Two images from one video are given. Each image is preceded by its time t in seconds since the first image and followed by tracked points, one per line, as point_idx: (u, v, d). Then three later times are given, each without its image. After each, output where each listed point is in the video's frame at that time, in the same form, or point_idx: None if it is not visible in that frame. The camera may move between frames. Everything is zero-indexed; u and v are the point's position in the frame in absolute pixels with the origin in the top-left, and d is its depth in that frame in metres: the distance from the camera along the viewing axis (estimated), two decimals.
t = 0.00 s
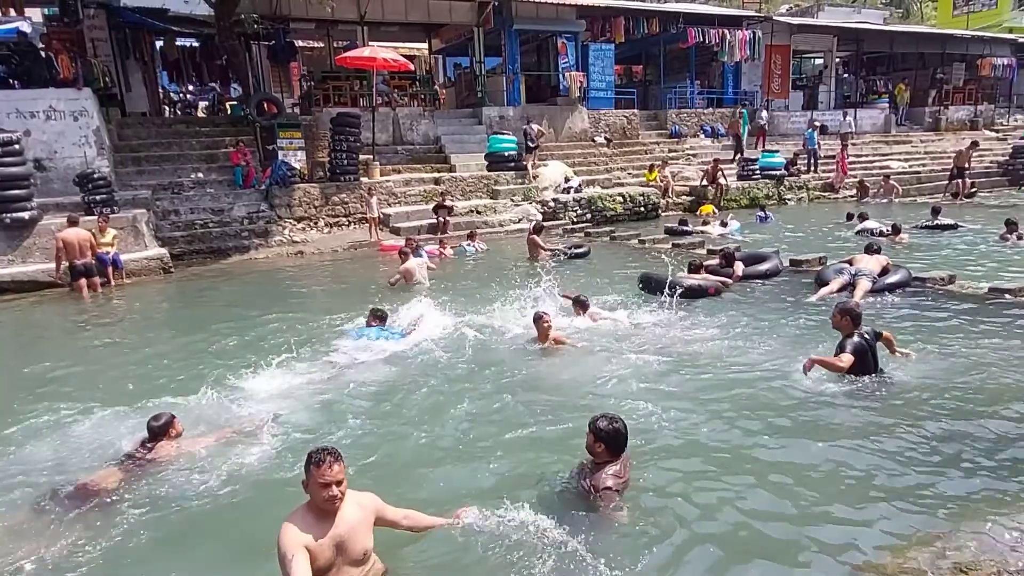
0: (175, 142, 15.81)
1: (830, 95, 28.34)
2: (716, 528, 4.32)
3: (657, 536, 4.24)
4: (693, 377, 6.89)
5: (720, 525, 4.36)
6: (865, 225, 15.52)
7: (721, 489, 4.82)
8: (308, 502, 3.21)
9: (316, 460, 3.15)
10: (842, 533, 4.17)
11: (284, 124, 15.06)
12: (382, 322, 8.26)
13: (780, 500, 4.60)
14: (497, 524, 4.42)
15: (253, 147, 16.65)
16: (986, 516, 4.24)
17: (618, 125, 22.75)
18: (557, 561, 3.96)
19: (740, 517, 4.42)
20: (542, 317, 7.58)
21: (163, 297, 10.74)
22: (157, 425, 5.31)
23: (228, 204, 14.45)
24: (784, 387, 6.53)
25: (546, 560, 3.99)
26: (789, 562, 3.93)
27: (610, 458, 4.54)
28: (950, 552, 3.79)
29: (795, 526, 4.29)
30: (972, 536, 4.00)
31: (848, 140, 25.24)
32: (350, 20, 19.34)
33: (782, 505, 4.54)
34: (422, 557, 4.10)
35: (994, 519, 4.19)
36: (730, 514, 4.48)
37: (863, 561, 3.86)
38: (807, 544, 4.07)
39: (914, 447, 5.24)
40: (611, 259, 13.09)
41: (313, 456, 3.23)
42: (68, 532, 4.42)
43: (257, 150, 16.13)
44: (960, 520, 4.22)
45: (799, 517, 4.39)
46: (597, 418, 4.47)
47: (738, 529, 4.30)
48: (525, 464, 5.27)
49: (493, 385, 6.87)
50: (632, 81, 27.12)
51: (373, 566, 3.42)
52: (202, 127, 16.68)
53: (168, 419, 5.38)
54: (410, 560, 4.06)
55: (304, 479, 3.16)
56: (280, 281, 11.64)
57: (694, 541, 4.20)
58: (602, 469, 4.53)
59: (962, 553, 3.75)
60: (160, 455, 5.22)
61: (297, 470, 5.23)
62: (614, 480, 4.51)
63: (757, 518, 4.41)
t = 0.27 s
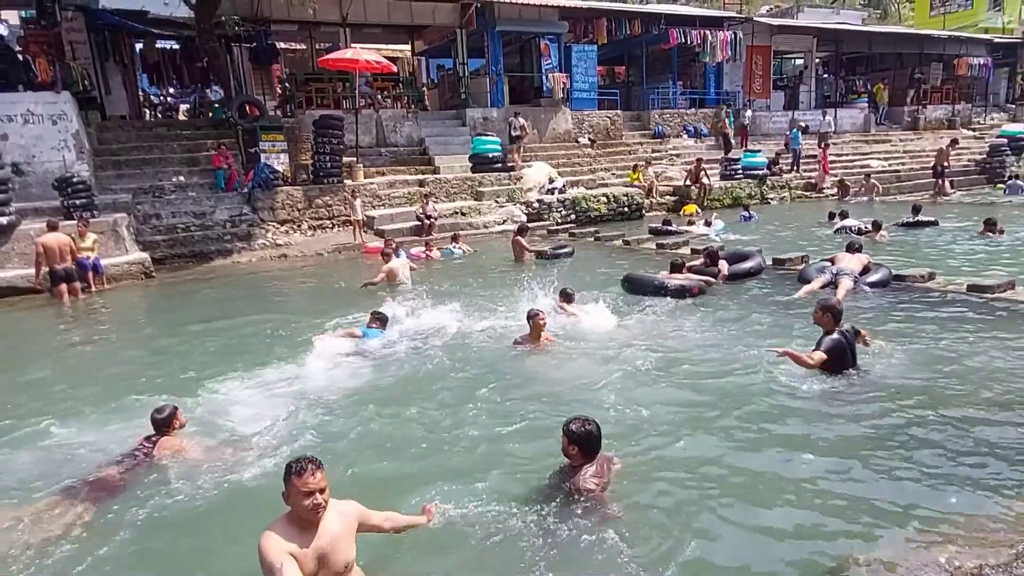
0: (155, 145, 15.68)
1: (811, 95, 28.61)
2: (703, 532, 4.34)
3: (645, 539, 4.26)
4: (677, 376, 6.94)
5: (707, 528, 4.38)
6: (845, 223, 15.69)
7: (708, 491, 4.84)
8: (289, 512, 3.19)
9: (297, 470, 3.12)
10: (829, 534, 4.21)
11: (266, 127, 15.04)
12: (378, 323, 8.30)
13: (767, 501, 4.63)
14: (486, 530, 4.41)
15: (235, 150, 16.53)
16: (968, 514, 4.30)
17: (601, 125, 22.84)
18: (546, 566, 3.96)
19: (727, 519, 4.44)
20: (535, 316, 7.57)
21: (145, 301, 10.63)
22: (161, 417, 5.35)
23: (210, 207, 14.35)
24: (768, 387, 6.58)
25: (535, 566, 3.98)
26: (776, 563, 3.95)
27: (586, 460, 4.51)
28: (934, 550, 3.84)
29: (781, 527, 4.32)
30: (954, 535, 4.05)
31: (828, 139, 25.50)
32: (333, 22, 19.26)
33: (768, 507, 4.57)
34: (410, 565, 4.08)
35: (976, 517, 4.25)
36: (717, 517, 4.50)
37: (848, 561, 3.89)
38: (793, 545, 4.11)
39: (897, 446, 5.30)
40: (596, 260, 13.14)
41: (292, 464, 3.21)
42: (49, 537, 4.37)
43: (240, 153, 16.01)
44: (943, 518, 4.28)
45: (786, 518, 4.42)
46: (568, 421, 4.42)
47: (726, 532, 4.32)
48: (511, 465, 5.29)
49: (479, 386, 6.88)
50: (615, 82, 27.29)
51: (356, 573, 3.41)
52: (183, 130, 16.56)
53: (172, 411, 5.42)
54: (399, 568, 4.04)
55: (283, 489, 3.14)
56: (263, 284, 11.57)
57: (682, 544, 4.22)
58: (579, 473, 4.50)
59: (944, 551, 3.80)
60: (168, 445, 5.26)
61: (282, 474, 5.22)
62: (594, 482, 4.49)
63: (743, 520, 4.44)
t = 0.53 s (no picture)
0: (131, 146, 15.47)
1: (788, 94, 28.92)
2: (686, 526, 4.37)
3: (628, 535, 4.27)
4: (659, 374, 6.98)
5: (690, 523, 4.40)
6: (821, 220, 15.91)
7: (691, 487, 4.88)
8: (277, 524, 3.09)
9: (292, 482, 3.04)
10: (810, 527, 4.25)
11: (244, 127, 15.01)
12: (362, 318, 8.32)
13: (748, 496, 4.67)
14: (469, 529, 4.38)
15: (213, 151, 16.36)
16: (946, 505, 4.37)
17: (582, 125, 22.91)
18: (532, 563, 3.96)
19: (709, 514, 4.48)
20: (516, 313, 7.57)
21: (123, 305, 10.48)
22: (150, 422, 5.28)
23: (188, 208, 14.20)
24: (748, 383, 6.64)
25: (521, 563, 3.97)
26: (759, 557, 3.99)
27: (557, 455, 4.45)
28: (913, 543, 3.90)
29: (763, 520, 4.36)
30: (933, 526, 4.12)
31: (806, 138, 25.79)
32: (311, 21, 19.13)
33: (751, 502, 4.60)
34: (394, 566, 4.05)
35: (952, 508, 4.33)
36: (700, 512, 4.53)
37: (829, 553, 3.94)
38: (776, 540, 4.14)
39: (875, 440, 5.37)
40: (577, 259, 13.18)
41: (279, 476, 3.09)
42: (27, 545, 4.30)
43: (218, 154, 15.83)
44: (920, 509, 4.35)
45: (770, 513, 4.45)
46: (534, 417, 4.42)
47: (710, 527, 4.35)
48: (495, 464, 5.28)
49: (462, 386, 6.87)
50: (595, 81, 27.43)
51: None
52: (160, 131, 16.36)
53: (159, 416, 5.34)
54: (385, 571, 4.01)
55: (275, 503, 3.02)
56: (243, 286, 11.48)
57: (669, 540, 4.23)
58: (549, 470, 4.42)
59: (925, 545, 3.86)
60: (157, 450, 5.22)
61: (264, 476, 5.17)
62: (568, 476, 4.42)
63: (727, 515, 4.47)
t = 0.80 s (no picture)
0: (105, 146, 15.23)
1: (765, 93, 29.22)
2: (668, 522, 4.40)
3: (611, 530, 4.30)
4: (640, 371, 7.02)
5: (672, 518, 4.44)
6: (797, 217, 16.13)
7: (671, 482, 4.92)
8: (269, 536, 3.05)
9: (289, 492, 3.03)
10: (789, 520, 4.31)
11: (221, 126, 14.72)
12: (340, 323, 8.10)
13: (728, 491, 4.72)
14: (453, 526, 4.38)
15: (189, 150, 16.16)
16: (920, 497, 4.46)
17: (561, 124, 22.96)
18: (515, 560, 3.97)
19: (689, 510, 4.52)
20: (501, 294, 7.49)
21: (98, 306, 10.33)
22: (140, 419, 5.33)
23: (164, 208, 14.02)
24: (727, 379, 6.71)
25: (505, 561, 3.98)
26: (739, 550, 4.04)
27: (530, 450, 4.49)
28: (889, 534, 3.98)
29: (741, 514, 4.42)
30: (908, 517, 4.20)
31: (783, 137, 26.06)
32: (288, 19, 18.97)
33: (731, 496, 4.66)
34: (378, 566, 4.04)
35: (927, 500, 4.42)
36: (682, 508, 4.57)
37: (809, 545, 4.00)
38: (756, 533, 4.20)
39: (852, 434, 5.46)
40: (557, 258, 13.22)
41: (272, 490, 3.03)
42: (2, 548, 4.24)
43: (194, 153, 15.65)
44: (896, 501, 4.44)
45: (750, 507, 4.50)
46: (505, 414, 4.45)
47: (691, 521, 4.39)
48: (477, 462, 5.29)
49: (442, 384, 6.87)
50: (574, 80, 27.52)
51: None
52: (134, 130, 16.12)
53: (149, 411, 5.40)
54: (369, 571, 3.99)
55: (274, 517, 2.97)
56: (220, 286, 11.38)
57: (651, 535, 4.27)
58: (524, 465, 4.46)
59: (901, 537, 3.94)
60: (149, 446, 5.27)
61: (245, 476, 5.13)
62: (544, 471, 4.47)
63: (708, 510, 4.52)
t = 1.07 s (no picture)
0: (84, 145, 15.03)
1: (747, 92, 29.45)
2: (654, 518, 4.44)
3: (598, 527, 4.34)
4: (624, 369, 7.07)
5: (658, 515, 4.48)
6: (778, 216, 16.31)
7: (656, 478, 4.97)
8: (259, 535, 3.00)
9: (281, 490, 3.02)
10: (773, 515, 4.36)
11: (202, 124, 14.47)
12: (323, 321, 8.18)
13: (713, 487, 4.77)
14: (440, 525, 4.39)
15: (169, 150, 16.00)
16: (900, 491, 4.54)
17: (545, 123, 22.99)
18: (503, 559, 3.98)
19: (673, 506, 4.57)
20: (482, 303, 7.49)
21: (78, 308, 10.19)
22: (142, 407, 5.44)
23: (144, 209, 13.86)
24: (711, 376, 6.76)
25: (492, 560, 3.99)
26: (725, 545, 4.08)
27: (511, 446, 4.47)
28: (871, 528, 4.05)
29: (723, 510, 4.48)
30: (889, 511, 4.27)
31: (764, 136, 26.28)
32: (270, 17, 18.81)
33: (714, 491, 4.72)
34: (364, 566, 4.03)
35: (907, 493, 4.49)
36: (668, 504, 4.61)
37: (794, 539, 4.06)
38: (741, 529, 4.25)
39: (833, 429, 5.54)
40: (541, 257, 13.24)
41: (264, 490, 3.00)
42: None
43: (174, 153, 15.50)
44: (878, 495, 4.51)
45: (735, 503, 4.55)
46: (484, 411, 4.42)
47: (677, 518, 4.43)
48: (463, 460, 5.30)
49: (429, 384, 6.87)
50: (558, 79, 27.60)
51: None
52: (113, 130, 15.92)
53: (151, 400, 5.53)
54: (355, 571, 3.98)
55: (270, 516, 2.95)
56: (202, 287, 11.29)
57: (636, 531, 4.32)
58: (504, 460, 4.44)
59: (883, 531, 4.00)
60: (141, 438, 5.39)
61: (228, 476, 5.11)
62: (525, 466, 4.47)
63: (693, 506, 4.56)
